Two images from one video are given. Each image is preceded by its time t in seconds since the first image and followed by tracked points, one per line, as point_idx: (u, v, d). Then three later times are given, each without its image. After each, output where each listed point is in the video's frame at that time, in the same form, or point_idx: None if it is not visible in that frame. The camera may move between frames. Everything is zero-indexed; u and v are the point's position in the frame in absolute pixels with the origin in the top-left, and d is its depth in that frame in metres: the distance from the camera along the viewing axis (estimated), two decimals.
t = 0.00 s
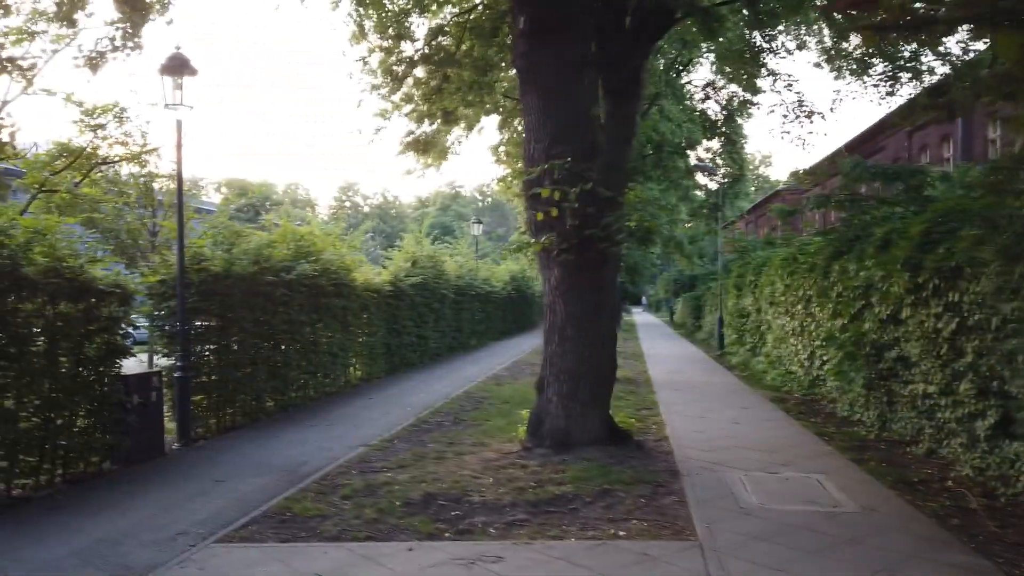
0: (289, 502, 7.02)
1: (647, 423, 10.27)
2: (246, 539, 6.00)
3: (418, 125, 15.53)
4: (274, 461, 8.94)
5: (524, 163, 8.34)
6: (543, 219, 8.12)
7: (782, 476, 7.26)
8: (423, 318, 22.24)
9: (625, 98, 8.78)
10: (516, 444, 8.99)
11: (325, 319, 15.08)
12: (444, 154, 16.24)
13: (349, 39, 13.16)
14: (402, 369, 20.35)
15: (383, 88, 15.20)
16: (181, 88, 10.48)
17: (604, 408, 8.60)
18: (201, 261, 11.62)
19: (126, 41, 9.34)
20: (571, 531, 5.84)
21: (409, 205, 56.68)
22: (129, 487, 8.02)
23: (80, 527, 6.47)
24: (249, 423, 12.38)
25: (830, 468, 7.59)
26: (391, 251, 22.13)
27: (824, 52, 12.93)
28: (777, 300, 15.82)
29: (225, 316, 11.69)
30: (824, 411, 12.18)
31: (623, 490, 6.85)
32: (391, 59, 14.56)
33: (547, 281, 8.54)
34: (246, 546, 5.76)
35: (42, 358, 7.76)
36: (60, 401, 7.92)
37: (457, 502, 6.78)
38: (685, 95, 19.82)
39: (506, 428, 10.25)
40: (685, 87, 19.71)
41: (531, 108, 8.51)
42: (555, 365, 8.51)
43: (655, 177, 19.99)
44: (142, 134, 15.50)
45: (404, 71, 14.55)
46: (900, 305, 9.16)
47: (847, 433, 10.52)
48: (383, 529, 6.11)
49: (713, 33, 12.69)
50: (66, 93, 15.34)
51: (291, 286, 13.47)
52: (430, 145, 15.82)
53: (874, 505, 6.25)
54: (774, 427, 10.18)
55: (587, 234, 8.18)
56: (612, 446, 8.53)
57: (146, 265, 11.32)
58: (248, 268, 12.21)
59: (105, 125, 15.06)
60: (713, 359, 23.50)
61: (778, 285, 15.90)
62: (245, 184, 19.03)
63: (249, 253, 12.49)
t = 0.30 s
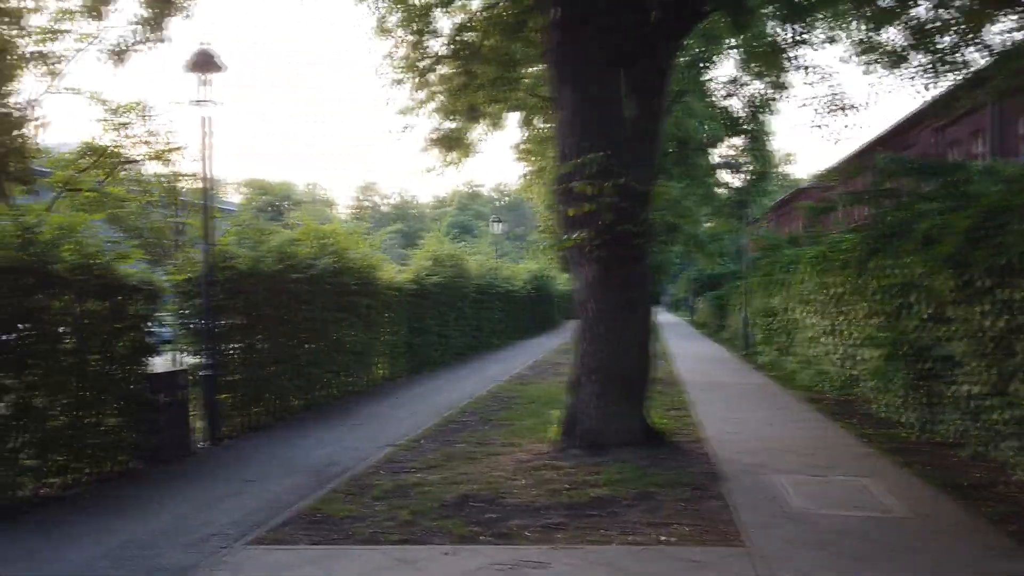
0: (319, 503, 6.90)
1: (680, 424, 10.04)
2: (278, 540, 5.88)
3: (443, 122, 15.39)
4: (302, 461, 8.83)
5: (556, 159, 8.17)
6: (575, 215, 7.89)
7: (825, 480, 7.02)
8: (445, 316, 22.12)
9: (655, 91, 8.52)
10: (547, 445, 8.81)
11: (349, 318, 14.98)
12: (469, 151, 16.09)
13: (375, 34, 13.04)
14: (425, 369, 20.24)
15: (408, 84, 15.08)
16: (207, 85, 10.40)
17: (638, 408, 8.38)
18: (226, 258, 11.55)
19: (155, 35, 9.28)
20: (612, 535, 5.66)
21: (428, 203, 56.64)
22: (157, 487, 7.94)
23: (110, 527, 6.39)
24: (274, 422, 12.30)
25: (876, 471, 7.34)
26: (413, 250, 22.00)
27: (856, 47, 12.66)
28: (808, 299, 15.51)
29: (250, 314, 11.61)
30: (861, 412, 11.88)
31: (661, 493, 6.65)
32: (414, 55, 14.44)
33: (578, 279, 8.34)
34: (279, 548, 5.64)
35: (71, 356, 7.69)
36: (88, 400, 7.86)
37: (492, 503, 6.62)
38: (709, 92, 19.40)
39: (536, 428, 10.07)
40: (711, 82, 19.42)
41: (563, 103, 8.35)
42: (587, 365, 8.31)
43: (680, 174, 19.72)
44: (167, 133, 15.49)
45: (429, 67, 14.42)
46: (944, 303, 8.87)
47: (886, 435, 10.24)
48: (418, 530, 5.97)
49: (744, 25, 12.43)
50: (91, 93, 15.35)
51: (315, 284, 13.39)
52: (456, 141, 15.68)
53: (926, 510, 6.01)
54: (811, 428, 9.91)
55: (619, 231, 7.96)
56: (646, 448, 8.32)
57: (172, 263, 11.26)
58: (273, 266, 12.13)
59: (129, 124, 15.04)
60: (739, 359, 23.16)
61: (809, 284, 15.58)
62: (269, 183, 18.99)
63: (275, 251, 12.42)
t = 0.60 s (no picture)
0: (409, 505, 6.77)
1: (778, 431, 9.52)
2: (370, 544, 5.77)
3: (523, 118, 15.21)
4: (389, 461, 8.76)
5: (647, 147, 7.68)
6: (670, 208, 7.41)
7: (952, 498, 6.47)
8: (523, 316, 21.95)
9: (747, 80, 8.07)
10: (638, 450, 8.47)
11: (430, 317, 14.97)
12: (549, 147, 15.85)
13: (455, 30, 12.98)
14: (504, 368, 20.12)
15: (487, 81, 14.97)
16: (292, 85, 10.49)
17: (737, 413, 7.93)
18: (310, 257, 11.66)
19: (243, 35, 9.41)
20: (718, 549, 5.31)
21: (501, 203, 56.74)
22: (249, 484, 8.01)
23: (206, 526, 6.43)
24: (359, 420, 12.37)
25: (1006, 487, 6.72)
26: (490, 249, 21.93)
27: (963, 28, 11.80)
28: (909, 297, 14.61)
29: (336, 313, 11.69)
30: (976, 420, 11.05)
31: (768, 506, 6.24)
32: (492, 51, 14.34)
33: (672, 277, 7.95)
34: (372, 553, 5.53)
35: (167, 353, 7.78)
36: (184, 396, 7.97)
37: (586, 511, 6.35)
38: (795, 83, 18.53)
39: (624, 432, 9.74)
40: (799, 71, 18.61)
41: (655, 89, 7.85)
42: (682, 367, 7.91)
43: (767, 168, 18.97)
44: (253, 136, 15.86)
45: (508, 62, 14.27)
46: None
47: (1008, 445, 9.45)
48: (511, 538, 5.76)
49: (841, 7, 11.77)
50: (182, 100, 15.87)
51: (396, 282, 13.40)
52: (535, 137, 15.47)
53: None
54: (924, 437, 9.24)
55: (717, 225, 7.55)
56: (746, 454, 7.87)
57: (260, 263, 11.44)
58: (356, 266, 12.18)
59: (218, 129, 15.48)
60: (830, 361, 22.14)
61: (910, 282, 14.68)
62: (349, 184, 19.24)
63: (358, 250, 12.50)
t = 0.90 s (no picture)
0: (476, 513, 6.62)
1: (863, 441, 9.01)
2: (439, 553, 5.64)
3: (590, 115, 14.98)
4: (456, 466, 8.64)
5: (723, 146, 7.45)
6: (749, 206, 7.01)
7: None
8: (587, 317, 21.65)
9: (822, 79, 7.49)
10: (712, 459, 8.12)
11: (494, 318, 14.86)
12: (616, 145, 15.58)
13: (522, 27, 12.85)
14: (567, 370, 19.88)
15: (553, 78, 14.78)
16: (361, 86, 10.50)
17: (821, 423, 7.49)
18: (377, 260, 11.66)
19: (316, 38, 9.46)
20: (806, 572, 4.97)
21: (564, 202, 56.41)
22: (316, 486, 8.02)
23: (276, 530, 6.40)
24: (424, 422, 12.33)
25: None
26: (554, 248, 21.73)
27: None
28: (1002, 299, 13.74)
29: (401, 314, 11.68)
30: None
31: (857, 525, 5.84)
32: (559, 48, 14.17)
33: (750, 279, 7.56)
34: (440, 563, 5.39)
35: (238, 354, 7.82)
36: (254, 398, 7.99)
37: (661, 524, 6.08)
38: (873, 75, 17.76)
39: (696, 439, 9.41)
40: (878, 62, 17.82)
41: (732, 86, 7.64)
42: (761, 373, 7.53)
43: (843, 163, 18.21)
44: (322, 139, 16.07)
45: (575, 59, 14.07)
46: None
47: None
48: (584, 551, 5.54)
49: None
50: (254, 104, 16.19)
51: (461, 284, 13.33)
52: (602, 135, 15.20)
53: None
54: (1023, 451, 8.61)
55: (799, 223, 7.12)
56: (830, 466, 7.44)
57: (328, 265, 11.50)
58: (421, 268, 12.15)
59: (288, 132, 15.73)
60: (910, 366, 21.10)
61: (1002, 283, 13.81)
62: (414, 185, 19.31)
63: (424, 252, 12.48)
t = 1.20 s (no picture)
0: (513, 519, 6.44)
1: (910, 447, 8.68)
2: (477, 560, 5.47)
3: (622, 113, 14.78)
4: (490, 469, 8.46)
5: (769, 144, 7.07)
6: (797, 202, 6.74)
7: None
8: (617, 318, 21.39)
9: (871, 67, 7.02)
10: (755, 465, 7.86)
11: (525, 319, 14.69)
12: (648, 143, 15.36)
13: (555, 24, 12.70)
14: (597, 371, 19.64)
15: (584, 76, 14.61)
16: (393, 85, 10.37)
17: (870, 428, 7.19)
18: (408, 260, 11.54)
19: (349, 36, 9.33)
20: None
21: (591, 204, 56.12)
22: (349, 490, 7.89)
23: (310, 534, 6.28)
24: (455, 424, 12.19)
25: None
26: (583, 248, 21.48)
27: None
28: None
29: (432, 316, 11.52)
30: None
31: (916, 536, 5.57)
32: (593, 45, 13.99)
33: (796, 278, 7.28)
34: (479, 571, 5.22)
35: (269, 355, 7.78)
36: (286, 399, 7.91)
37: (707, 532, 5.85)
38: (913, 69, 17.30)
39: (737, 444, 9.13)
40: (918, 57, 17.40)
41: (776, 78, 7.17)
42: (806, 375, 7.25)
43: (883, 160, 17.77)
44: (351, 139, 16.00)
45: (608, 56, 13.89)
46: None
47: None
48: (628, 561, 5.33)
49: None
50: (284, 103, 16.15)
51: (492, 284, 13.18)
52: (634, 133, 14.99)
53: None
54: None
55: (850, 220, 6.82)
56: (879, 473, 7.14)
57: (359, 265, 11.40)
58: (452, 268, 12.02)
59: (317, 132, 15.68)
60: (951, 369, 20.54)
61: None
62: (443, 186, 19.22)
63: (454, 252, 12.35)
